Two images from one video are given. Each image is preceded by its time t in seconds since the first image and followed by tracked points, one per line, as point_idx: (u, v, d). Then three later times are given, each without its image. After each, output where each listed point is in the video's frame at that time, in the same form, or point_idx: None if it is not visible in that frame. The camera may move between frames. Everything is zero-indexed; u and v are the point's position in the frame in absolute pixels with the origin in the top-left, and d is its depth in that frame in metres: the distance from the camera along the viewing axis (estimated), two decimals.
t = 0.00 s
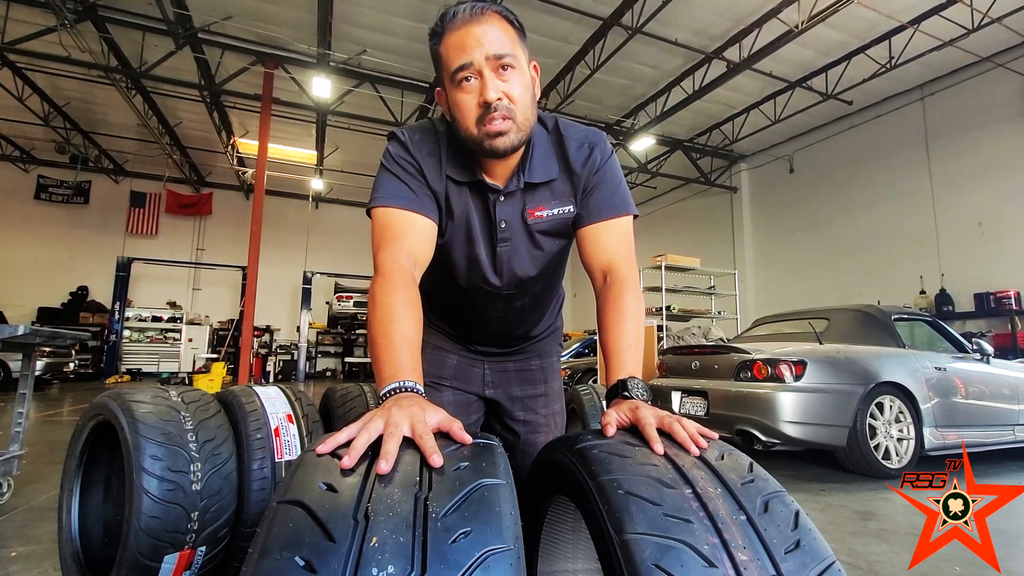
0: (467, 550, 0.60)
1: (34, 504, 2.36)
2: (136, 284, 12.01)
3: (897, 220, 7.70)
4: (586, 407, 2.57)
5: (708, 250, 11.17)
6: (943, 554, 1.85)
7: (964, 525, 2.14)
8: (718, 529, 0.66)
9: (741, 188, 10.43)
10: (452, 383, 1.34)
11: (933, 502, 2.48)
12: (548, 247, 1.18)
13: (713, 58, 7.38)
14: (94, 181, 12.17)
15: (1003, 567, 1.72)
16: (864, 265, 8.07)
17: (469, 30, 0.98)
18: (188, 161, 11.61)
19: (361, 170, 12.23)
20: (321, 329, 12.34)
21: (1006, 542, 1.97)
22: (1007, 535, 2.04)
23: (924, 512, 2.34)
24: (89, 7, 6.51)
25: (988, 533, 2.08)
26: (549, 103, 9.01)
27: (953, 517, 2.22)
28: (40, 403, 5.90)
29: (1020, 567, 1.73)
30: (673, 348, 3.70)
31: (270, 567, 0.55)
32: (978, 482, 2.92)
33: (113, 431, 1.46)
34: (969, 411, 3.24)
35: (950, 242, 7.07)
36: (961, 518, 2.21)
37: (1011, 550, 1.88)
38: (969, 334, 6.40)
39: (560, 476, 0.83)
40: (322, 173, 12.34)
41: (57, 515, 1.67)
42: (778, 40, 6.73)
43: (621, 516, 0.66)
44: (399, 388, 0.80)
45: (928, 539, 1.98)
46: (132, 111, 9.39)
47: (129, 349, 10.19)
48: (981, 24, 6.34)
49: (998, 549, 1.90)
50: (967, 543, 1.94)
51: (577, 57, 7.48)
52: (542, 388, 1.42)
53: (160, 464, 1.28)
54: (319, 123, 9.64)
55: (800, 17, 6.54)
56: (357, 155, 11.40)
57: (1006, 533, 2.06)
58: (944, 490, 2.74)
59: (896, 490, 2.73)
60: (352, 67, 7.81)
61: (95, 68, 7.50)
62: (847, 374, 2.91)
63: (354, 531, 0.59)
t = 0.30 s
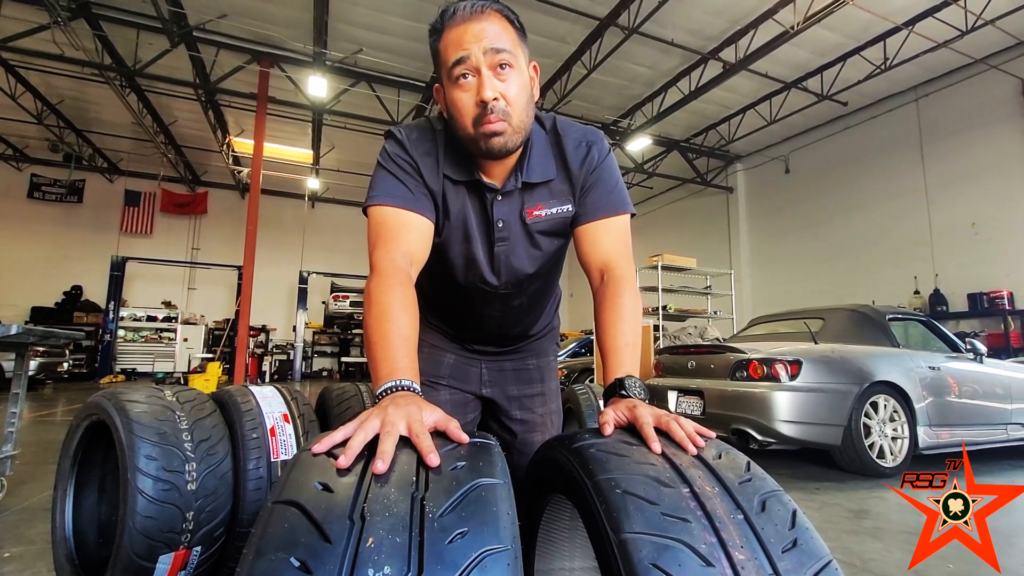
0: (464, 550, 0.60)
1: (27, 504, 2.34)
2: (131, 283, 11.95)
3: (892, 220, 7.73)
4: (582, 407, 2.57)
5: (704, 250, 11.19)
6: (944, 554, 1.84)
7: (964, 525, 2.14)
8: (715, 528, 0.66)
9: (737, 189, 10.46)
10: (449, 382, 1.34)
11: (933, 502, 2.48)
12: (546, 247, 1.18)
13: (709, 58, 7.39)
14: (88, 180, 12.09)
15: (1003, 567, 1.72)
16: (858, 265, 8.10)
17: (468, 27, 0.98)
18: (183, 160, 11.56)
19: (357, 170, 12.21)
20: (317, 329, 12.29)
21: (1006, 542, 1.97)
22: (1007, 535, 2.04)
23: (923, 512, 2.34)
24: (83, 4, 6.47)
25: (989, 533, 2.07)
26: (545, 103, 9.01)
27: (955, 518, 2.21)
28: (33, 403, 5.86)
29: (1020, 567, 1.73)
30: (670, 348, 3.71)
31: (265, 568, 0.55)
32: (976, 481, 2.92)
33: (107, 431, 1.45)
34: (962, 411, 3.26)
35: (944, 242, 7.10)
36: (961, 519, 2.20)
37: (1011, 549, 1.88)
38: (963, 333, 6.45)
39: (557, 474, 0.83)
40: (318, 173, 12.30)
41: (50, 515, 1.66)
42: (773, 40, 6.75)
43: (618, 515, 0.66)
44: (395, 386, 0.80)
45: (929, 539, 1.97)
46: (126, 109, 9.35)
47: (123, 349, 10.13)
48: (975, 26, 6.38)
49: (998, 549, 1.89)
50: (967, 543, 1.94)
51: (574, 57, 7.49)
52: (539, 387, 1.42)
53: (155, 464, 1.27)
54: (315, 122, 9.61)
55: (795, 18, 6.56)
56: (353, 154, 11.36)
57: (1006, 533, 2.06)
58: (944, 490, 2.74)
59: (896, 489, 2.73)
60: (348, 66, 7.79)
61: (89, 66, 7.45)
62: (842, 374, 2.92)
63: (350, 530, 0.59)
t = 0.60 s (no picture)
0: (461, 549, 0.59)
1: (19, 505, 2.33)
2: (124, 282, 11.88)
3: (886, 221, 7.78)
4: (578, 405, 2.57)
5: (699, 250, 11.23)
6: (944, 554, 1.84)
7: (964, 525, 2.14)
8: (711, 526, 0.66)
9: (732, 189, 10.50)
10: (445, 382, 1.34)
11: (932, 503, 2.47)
12: (543, 245, 1.18)
13: (705, 59, 7.40)
14: (81, 178, 12.01)
15: (1003, 568, 1.71)
16: (853, 265, 8.14)
17: (469, 24, 0.97)
18: (178, 159, 11.50)
19: (353, 168, 12.17)
20: (313, 328, 12.23)
21: (1006, 542, 1.96)
22: (1007, 535, 2.04)
23: (924, 512, 2.34)
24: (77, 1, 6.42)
25: (989, 533, 2.07)
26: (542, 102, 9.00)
27: (953, 518, 2.21)
28: (25, 402, 5.81)
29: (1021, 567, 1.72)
30: (666, 347, 3.71)
31: (259, 567, 0.54)
32: (976, 481, 2.92)
33: (101, 431, 1.44)
34: (954, 410, 3.29)
35: (937, 243, 7.14)
36: (961, 519, 2.20)
37: (1012, 549, 1.87)
38: (956, 334, 6.49)
39: (554, 473, 0.83)
40: (314, 171, 12.26)
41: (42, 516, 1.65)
42: (769, 41, 6.77)
43: (615, 514, 0.66)
44: (392, 384, 0.80)
45: (928, 539, 1.97)
46: (120, 107, 9.29)
47: (117, 348, 10.07)
48: (968, 28, 6.42)
49: (998, 549, 1.89)
50: (967, 543, 1.94)
51: (570, 57, 7.49)
52: (536, 386, 1.42)
53: (148, 464, 1.27)
54: (311, 121, 9.57)
55: (791, 19, 6.58)
56: (349, 152, 11.32)
57: (1006, 532, 2.06)
58: (945, 490, 2.73)
59: (896, 490, 2.73)
60: (345, 65, 7.76)
61: (83, 63, 7.40)
62: (837, 374, 2.93)
63: (347, 529, 0.58)
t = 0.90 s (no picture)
0: (444, 546, 0.59)
1: None
2: (105, 280, 11.66)
3: (867, 221, 7.91)
4: (565, 404, 2.57)
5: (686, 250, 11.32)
6: (947, 555, 1.80)
7: (964, 525, 2.08)
8: (694, 520, 0.67)
9: (719, 189, 10.59)
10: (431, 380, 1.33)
11: (933, 502, 2.41)
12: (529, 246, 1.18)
13: (692, 60, 7.46)
14: (59, 173, 11.75)
15: (1005, 568, 1.68)
16: (835, 265, 8.27)
17: (484, 40, 0.94)
18: (160, 154, 11.30)
19: (340, 166, 12.07)
20: (299, 327, 12.08)
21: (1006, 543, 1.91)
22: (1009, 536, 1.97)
23: (924, 513, 2.27)
24: None
25: (990, 533, 2.00)
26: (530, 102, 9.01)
27: (953, 517, 2.14)
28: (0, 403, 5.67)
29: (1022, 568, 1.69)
30: (652, 346, 3.73)
31: (237, 566, 0.53)
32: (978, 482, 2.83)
33: (77, 431, 1.41)
34: (933, 407, 3.35)
35: (917, 244, 7.28)
36: (962, 519, 2.13)
37: (1013, 551, 1.82)
38: (935, 332, 6.63)
39: (538, 469, 0.83)
40: (300, 169, 12.12)
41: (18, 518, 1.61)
42: (754, 44, 6.84)
43: (599, 510, 0.66)
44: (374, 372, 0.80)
45: (927, 539, 1.94)
46: (100, 101, 9.10)
47: (97, 348, 9.87)
48: (947, 34, 6.54)
49: (1000, 550, 1.84)
50: (967, 543, 1.89)
51: (558, 57, 7.50)
52: (521, 384, 1.42)
53: (127, 463, 1.24)
54: (297, 117, 9.47)
55: (776, 22, 6.65)
56: (335, 149, 11.19)
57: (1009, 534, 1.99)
58: (945, 490, 2.65)
59: (896, 490, 2.66)
60: (331, 61, 7.68)
61: (62, 56, 7.24)
62: (819, 372, 2.97)
63: (327, 526, 0.58)
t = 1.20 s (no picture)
0: (437, 546, 0.59)
1: None
2: (99, 280, 11.59)
3: (862, 221, 7.95)
4: (561, 404, 2.57)
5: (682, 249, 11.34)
6: (949, 557, 1.78)
7: (963, 525, 2.07)
8: (690, 520, 0.67)
9: (714, 189, 10.62)
10: (426, 379, 1.33)
11: (933, 502, 2.39)
12: (523, 242, 1.17)
13: (688, 60, 7.47)
14: (52, 172, 11.67)
15: (1004, 568, 1.68)
16: (830, 265, 8.30)
17: (469, 27, 0.94)
18: (154, 154, 11.25)
19: (336, 165, 12.04)
20: (295, 328, 12.02)
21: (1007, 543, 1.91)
22: (1009, 537, 1.96)
23: (924, 513, 2.26)
24: None
25: (990, 533, 1.99)
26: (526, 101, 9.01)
27: (953, 517, 2.13)
28: None
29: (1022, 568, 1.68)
30: (648, 346, 3.74)
31: (229, 568, 0.53)
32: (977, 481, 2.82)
33: (71, 432, 1.40)
34: (927, 406, 3.36)
35: (911, 244, 7.31)
36: (962, 519, 2.12)
37: (1013, 550, 1.82)
38: (929, 331, 6.66)
39: (533, 469, 0.83)
40: (296, 168, 12.09)
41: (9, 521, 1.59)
42: (750, 44, 6.85)
43: (595, 510, 0.66)
44: (373, 378, 0.80)
45: (927, 539, 1.93)
46: (94, 100, 9.05)
47: (91, 348, 9.80)
48: (941, 35, 6.57)
49: (1000, 550, 1.83)
50: (967, 543, 1.89)
51: (554, 57, 7.51)
52: (517, 384, 1.42)
53: (121, 465, 1.23)
54: (293, 117, 9.43)
55: (771, 23, 6.67)
56: (332, 149, 11.17)
57: (1010, 534, 1.98)
58: (944, 490, 2.64)
59: (896, 489, 2.64)
60: (327, 61, 7.65)
61: (55, 55, 7.20)
62: (814, 371, 2.99)
63: (319, 528, 0.57)
